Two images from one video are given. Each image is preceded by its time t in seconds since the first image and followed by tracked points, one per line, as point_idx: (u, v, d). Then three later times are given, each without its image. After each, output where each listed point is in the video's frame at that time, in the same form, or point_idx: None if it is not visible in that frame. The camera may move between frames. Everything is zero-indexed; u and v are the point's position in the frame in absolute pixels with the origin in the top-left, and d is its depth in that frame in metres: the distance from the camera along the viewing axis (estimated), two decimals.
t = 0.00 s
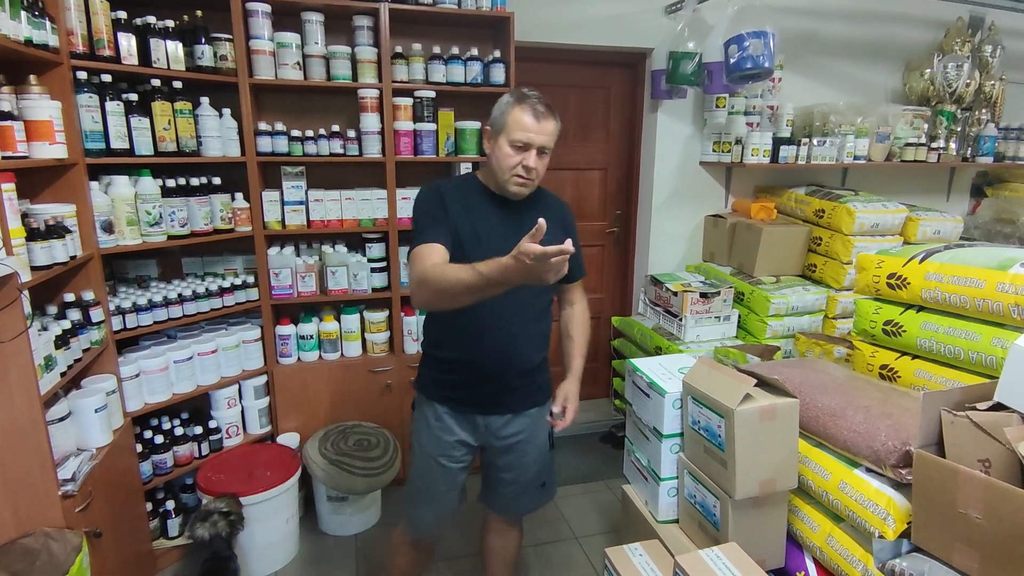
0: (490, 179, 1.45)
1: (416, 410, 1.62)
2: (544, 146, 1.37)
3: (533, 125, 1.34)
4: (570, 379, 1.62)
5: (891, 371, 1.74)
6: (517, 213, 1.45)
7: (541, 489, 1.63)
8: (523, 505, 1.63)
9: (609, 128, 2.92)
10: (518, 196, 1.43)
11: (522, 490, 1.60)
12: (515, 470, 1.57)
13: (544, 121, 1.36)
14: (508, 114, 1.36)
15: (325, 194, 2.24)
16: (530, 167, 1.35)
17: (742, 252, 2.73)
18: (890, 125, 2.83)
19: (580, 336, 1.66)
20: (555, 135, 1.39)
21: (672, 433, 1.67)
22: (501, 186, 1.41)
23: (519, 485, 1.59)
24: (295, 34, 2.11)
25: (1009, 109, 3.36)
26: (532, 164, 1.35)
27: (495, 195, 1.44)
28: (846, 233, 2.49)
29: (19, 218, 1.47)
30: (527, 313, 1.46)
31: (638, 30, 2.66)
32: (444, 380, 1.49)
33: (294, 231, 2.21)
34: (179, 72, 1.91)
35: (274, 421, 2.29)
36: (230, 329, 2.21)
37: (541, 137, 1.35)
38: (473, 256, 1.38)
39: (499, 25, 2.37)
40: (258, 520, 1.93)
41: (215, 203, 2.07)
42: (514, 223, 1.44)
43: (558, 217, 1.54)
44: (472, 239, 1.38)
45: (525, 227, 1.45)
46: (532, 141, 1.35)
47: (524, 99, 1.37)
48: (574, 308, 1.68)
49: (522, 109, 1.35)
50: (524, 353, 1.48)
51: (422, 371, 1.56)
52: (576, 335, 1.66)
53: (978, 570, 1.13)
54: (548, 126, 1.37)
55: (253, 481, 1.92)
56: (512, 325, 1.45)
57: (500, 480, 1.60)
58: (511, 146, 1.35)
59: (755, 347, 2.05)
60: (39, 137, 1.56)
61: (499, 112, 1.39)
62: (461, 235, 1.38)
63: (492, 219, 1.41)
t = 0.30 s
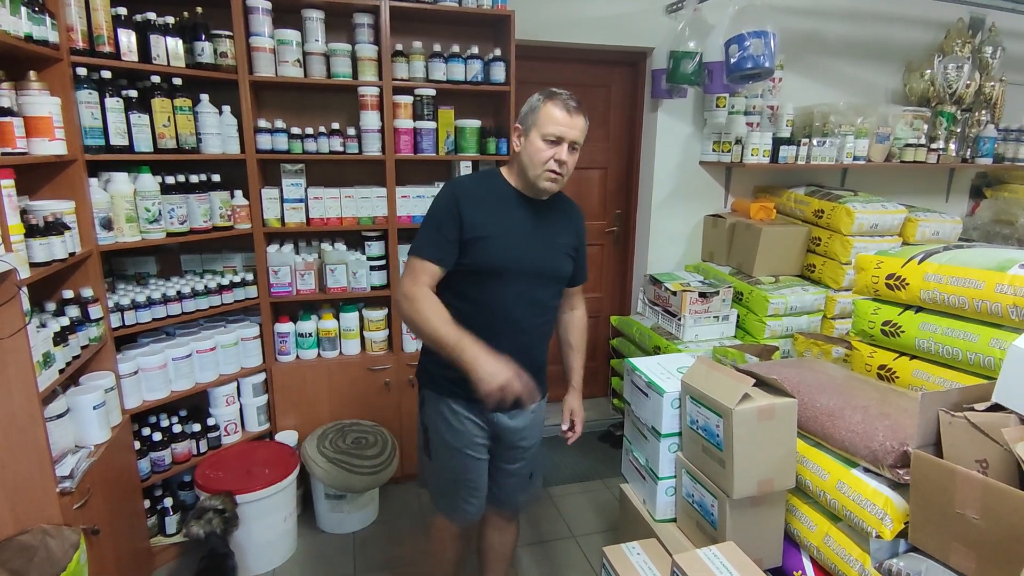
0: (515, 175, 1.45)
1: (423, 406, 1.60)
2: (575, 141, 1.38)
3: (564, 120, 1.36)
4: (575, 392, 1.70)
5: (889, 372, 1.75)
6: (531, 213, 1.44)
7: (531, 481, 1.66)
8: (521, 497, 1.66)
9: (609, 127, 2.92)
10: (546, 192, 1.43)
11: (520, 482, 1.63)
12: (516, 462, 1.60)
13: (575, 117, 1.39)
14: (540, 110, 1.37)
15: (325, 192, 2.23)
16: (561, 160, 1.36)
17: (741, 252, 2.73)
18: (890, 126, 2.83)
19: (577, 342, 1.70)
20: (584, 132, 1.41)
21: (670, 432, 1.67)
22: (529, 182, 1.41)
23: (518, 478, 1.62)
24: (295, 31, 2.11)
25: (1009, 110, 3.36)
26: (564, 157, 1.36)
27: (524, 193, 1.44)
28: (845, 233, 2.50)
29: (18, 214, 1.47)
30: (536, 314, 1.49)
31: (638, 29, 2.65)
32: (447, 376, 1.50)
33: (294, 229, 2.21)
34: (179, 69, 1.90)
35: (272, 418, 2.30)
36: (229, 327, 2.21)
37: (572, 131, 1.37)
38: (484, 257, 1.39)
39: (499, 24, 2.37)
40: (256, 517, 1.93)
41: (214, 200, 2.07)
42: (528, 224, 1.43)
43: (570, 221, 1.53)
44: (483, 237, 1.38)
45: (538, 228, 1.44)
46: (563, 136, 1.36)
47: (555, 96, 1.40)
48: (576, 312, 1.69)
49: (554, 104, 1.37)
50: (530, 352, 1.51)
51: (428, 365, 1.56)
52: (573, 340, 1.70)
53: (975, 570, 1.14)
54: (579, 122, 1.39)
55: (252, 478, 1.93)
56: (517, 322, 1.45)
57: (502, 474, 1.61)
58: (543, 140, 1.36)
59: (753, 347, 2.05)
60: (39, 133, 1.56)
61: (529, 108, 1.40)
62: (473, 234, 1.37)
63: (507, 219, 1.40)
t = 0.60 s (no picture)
0: (517, 173, 1.44)
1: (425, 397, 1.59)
2: (574, 134, 1.38)
3: (562, 114, 1.36)
4: (579, 390, 1.70)
5: (888, 371, 1.75)
6: (533, 213, 1.44)
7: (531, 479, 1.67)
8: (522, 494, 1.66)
9: (609, 125, 2.92)
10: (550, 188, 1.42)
11: (520, 480, 1.63)
12: (516, 461, 1.60)
13: (572, 111, 1.38)
14: (536, 108, 1.38)
15: (324, 190, 2.23)
16: (562, 154, 1.36)
17: (740, 251, 2.73)
18: (889, 125, 2.83)
19: (582, 342, 1.71)
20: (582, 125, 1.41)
21: (669, 431, 1.67)
22: (532, 179, 1.40)
23: (519, 475, 1.62)
24: (295, 30, 2.10)
25: (1008, 109, 3.36)
26: (565, 151, 1.36)
27: (527, 191, 1.44)
28: (844, 233, 2.50)
29: (17, 212, 1.47)
30: (538, 314, 1.48)
31: (638, 28, 2.65)
32: (448, 375, 1.50)
33: (293, 227, 2.20)
34: (178, 67, 1.90)
35: (271, 417, 2.30)
36: (228, 325, 2.21)
37: (571, 125, 1.36)
38: (484, 258, 1.39)
39: (499, 22, 2.37)
40: (255, 516, 1.93)
41: (213, 199, 2.06)
42: (530, 224, 1.42)
43: (574, 220, 1.52)
44: (482, 239, 1.39)
45: (541, 229, 1.44)
46: (562, 129, 1.36)
47: (551, 92, 1.40)
48: (580, 310, 1.69)
49: (550, 100, 1.37)
50: (531, 351, 1.50)
51: (431, 362, 1.55)
52: (578, 337, 1.71)
53: (974, 569, 1.14)
54: (576, 115, 1.39)
55: (250, 477, 1.93)
56: (516, 321, 1.45)
57: (502, 471, 1.61)
58: (542, 136, 1.36)
59: (752, 346, 2.05)
60: (38, 131, 1.56)
61: (525, 106, 1.40)
62: (472, 236, 1.39)
63: (508, 220, 1.40)
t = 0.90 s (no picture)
0: (499, 173, 1.44)
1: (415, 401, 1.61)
2: (549, 127, 1.37)
3: (534, 109, 1.36)
4: (583, 393, 1.70)
5: (882, 371, 1.76)
6: (518, 212, 1.43)
7: (528, 482, 1.65)
8: (519, 497, 1.65)
9: (604, 125, 2.93)
10: (533, 184, 1.42)
11: (515, 482, 1.62)
12: (510, 463, 1.59)
13: (545, 103, 1.38)
14: (508, 106, 1.38)
15: (320, 190, 2.23)
16: (539, 148, 1.35)
17: (735, 251, 2.74)
18: (883, 126, 2.85)
19: (584, 342, 1.70)
20: (558, 117, 1.40)
21: (664, 432, 1.68)
22: (513, 177, 1.40)
23: (513, 478, 1.61)
24: (290, 28, 2.10)
25: (1001, 111, 3.38)
26: (540, 145, 1.35)
27: (510, 190, 1.44)
28: (839, 234, 2.51)
29: (10, 211, 1.45)
30: (531, 314, 1.48)
31: (634, 28, 2.66)
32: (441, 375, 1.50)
33: (288, 226, 2.20)
34: (173, 65, 1.89)
35: (266, 417, 2.29)
36: (223, 324, 2.21)
37: (544, 118, 1.36)
38: (469, 259, 1.40)
39: (495, 21, 2.37)
40: (249, 516, 1.92)
41: (208, 198, 2.05)
42: (515, 223, 1.42)
43: (563, 218, 1.52)
44: (466, 240, 1.39)
45: (527, 227, 1.44)
46: (536, 124, 1.36)
47: (522, 88, 1.40)
48: (580, 310, 1.68)
49: (521, 96, 1.38)
50: (526, 351, 1.49)
51: (425, 362, 1.55)
52: (581, 339, 1.70)
53: (967, 569, 1.15)
54: (549, 108, 1.38)
55: (245, 477, 1.92)
56: (513, 321, 1.45)
57: (497, 475, 1.60)
58: (517, 133, 1.36)
59: (747, 347, 2.06)
60: (32, 129, 1.55)
61: (498, 106, 1.41)
62: (455, 236, 1.40)
63: (491, 219, 1.40)
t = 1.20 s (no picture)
0: (479, 173, 1.44)
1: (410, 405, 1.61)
2: (519, 120, 1.36)
3: (501, 104, 1.35)
4: (584, 387, 1.66)
5: (891, 371, 1.75)
6: (498, 209, 1.43)
7: (532, 483, 1.65)
8: (524, 498, 1.65)
9: (612, 124, 2.92)
10: (513, 179, 1.41)
11: (518, 484, 1.62)
12: (510, 465, 1.59)
13: (512, 97, 1.37)
14: (477, 104, 1.38)
15: (328, 189, 2.24)
16: (511, 143, 1.34)
17: (743, 251, 2.73)
18: (893, 125, 2.83)
19: (583, 334, 1.67)
20: (528, 109, 1.39)
21: (671, 431, 1.68)
22: (493, 175, 1.40)
23: (515, 480, 1.61)
24: (299, 29, 2.11)
25: (1012, 110, 3.35)
26: (512, 139, 1.34)
27: (492, 188, 1.44)
28: (847, 233, 2.50)
29: (23, 210, 1.47)
30: (524, 311, 1.47)
31: (642, 27, 2.65)
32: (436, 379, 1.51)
33: (296, 226, 2.21)
34: (183, 65, 1.90)
35: (275, 415, 2.30)
36: (232, 323, 2.22)
37: (512, 112, 1.35)
38: (453, 259, 1.40)
39: (502, 21, 2.37)
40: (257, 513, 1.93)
41: (218, 198, 2.07)
42: (495, 220, 1.42)
43: (549, 212, 1.50)
44: (448, 241, 1.40)
45: (508, 223, 1.43)
46: (505, 119, 1.35)
47: (487, 85, 1.39)
48: (576, 302, 1.66)
49: (488, 93, 1.37)
50: (518, 350, 1.49)
51: (418, 369, 1.56)
52: (580, 332, 1.68)
53: (976, 570, 1.14)
54: (517, 101, 1.37)
55: (254, 475, 1.93)
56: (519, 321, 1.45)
57: (497, 477, 1.61)
58: (488, 131, 1.36)
59: (755, 346, 2.05)
60: (43, 129, 1.56)
61: (467, 106, 1.41)
62: (437, 239, 1.40)
63: (470, 218, 1.40)
